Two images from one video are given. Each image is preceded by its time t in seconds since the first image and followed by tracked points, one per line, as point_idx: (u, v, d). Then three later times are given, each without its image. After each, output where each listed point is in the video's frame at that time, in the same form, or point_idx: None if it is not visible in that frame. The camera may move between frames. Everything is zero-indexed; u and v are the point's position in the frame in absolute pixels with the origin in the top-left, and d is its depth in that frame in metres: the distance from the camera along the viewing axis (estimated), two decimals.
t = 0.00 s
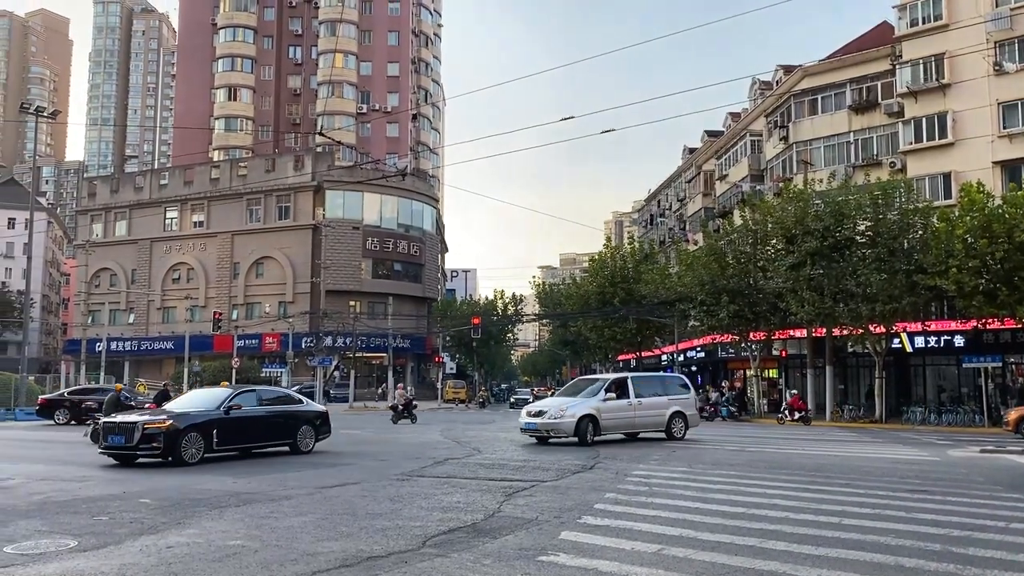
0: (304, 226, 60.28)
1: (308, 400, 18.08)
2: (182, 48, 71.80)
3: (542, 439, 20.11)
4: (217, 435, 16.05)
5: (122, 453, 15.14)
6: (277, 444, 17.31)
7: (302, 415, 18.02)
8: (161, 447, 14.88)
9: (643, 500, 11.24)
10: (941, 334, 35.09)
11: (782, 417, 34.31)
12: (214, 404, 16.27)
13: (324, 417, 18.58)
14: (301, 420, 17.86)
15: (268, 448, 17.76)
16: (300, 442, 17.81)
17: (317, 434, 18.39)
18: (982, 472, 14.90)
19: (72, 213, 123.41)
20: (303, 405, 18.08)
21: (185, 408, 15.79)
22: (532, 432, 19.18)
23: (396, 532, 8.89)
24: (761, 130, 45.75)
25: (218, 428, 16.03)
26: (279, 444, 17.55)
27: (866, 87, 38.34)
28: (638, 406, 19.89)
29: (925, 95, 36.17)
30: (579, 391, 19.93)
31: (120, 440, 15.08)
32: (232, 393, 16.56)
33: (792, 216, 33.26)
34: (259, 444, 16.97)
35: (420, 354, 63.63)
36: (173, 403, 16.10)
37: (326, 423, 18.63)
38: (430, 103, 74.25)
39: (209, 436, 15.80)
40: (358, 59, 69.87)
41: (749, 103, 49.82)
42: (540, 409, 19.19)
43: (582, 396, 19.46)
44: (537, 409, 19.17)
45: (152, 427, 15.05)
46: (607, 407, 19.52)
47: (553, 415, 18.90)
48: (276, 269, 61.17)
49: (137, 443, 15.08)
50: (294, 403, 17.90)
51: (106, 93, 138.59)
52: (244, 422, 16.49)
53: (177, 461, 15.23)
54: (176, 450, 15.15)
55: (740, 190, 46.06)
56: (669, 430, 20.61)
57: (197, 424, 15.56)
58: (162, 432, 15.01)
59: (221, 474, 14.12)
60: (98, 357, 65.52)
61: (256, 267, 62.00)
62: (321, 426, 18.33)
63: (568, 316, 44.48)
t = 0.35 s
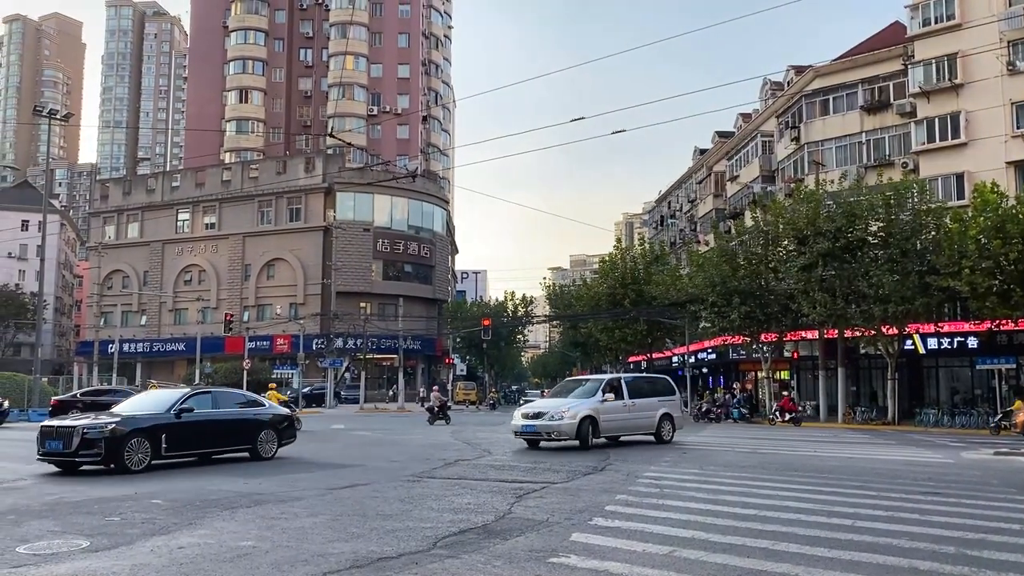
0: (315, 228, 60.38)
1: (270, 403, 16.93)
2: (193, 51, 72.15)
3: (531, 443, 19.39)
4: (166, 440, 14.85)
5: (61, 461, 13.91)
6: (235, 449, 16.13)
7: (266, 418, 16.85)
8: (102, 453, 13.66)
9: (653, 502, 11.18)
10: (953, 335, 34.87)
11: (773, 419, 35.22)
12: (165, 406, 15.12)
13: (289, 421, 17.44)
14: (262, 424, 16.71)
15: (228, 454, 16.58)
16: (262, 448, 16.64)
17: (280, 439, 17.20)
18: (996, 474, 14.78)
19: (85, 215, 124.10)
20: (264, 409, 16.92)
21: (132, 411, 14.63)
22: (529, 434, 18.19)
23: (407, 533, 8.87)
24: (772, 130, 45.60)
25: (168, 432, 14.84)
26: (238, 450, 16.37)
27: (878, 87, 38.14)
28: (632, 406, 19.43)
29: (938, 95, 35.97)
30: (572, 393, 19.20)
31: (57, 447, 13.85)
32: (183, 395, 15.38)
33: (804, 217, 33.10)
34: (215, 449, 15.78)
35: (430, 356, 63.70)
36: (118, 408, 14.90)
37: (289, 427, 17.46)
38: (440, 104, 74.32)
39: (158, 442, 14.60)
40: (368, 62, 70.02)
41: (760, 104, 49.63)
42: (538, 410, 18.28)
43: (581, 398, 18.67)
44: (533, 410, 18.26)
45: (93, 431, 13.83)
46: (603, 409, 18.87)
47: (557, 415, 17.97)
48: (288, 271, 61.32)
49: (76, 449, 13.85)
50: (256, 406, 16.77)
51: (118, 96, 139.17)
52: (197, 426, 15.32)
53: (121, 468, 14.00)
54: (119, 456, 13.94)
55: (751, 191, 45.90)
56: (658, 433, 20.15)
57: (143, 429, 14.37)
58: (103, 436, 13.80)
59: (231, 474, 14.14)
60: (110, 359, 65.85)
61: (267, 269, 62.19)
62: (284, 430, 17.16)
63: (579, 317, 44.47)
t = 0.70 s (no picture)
0: (324, 229, 60.49)
1: (219, 404, 15.71)
2: (203, 53, 72.39)
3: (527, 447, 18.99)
4: (99, 446, 13.50)
5: None
6: (180, 455, 14.85)
7: (213, 421, 15.62)
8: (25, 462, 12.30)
9: (663, 503, 11.16)
10: (965, 335, 34.68)
11: (766, 420, 35.89)
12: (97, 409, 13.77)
13: (239, 424, 16.20)
14: (210, 428, 15.47)
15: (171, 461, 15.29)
16: (208, 454, 15.39)
17: (229, 444, 15.92)
18: (1010, 477, 14.70)
19: (95, 216, 124.70)
20: (212, 412, 15.65)
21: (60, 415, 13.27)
22: (536, 438, 17.61)
23: (416, 534, 8.87)
24: (782, 131, 45.44)
25: (100, 438, 13.50)
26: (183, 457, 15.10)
27: (888, 87, 37.96)
28: (630, 408, 19.12)
29: (948, 94, 35.80)
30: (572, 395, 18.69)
31: None
32: (118, 397, 14.05)
33: (814, 217, 32.93)
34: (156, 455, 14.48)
35: (439, 357, 63.77)
36: (46, 413, 13.56)
37: (241, 430, 16.20)
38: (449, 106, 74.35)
39: (88, 448, 13.27)
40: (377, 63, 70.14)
41: (770, 104, 49.48)
42: (545, 413, 17.71)
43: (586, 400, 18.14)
44: (540, 414, 17.67)
45: (13, 437, 12.41)
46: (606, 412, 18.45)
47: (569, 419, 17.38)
48: (297, 273, 61.44)
49: None
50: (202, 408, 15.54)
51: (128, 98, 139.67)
52: (134, 431, 13.99)
53: (43, 477, 12.61)
54: (42, 465, 12.59)
55: (760, 191, 45.76)
56: (650, 436, 19.88)
57: (71, 434, 13.04)
58: (25, 443, 12.41)
59: (241, 475, 14.18)
60: (120, 360, 66.14)
61: (276, 270, 62.35)
62: (236, 434, 15.91)
63: (589, 319, 44.44)
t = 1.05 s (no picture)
0: (331, 230, 60.58)
1: (153, 406, 14.26)
2: (210, 54, 72.61)
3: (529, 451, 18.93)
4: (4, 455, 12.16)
5: None
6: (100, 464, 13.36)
7: (147, 425, 14.17)
8: None
9: (670, 504, 11.13)
10: (973, 336, 34.56)
11: (759, 419, 36.66)
12: (5, 414, 12.43)
13: (178, 428, 14.74)
14: (142, 432, 14.02)
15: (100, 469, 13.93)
16: (140, 461, 13.95)
17: (162, 450, 14.36)
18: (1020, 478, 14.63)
19: (103, 217, 125.18)
20: (141, 416, 14.08)
21: None
22: (551, 445, 16.45)
23: (423, 534, 8.88)
24: (789, 131, 45.34)
25: (5, 446, 12.14)
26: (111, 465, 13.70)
27: (895, 87, 37.81)
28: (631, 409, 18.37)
29: (956, 94, 35.69)
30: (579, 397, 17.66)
31: None
32: (30, 399, 12.69)
33: (821, 218, 32.85)
34: (71, 464, 13.04)
35: (445, 357, 63.86)
36: None
37: (177, 436, 14.61)
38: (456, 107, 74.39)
39: None
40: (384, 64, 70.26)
41: (777, 104, 49.38)
42: (560, 418, 16.58)
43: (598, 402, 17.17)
44: (555, 418, 16.53)
45: None
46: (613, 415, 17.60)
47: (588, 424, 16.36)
48: (303, 273, 61.56)
49: None
50: (134, 410, 14.11)
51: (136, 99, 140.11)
52: (46, 437, 12.59)
53: None
54: None
55: (767, 192, 45.71)
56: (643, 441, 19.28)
57: None
58: None
59: (248, 476, 14.24)
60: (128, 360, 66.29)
61: (283, 271, 62.47)
62: (169, 442, 14.37)
63: (595, 319, 44.44)
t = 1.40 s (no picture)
0: (336, 229, 60.61)
1: (60, 408, 13.00)
2: (216, 55, 72.74)
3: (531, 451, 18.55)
4: None
5: None
6: None
7: (54, 431, 12.90)
8: None
9: (675, 504, 11.10)
10: (980, 336, 34.45)
11: (756, 418, 36.97)
12: None
13: (93, 435, 13.43)
14: (47, 438, 12.77)
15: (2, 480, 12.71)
16: (44, 470, 12.69)
17: (73, 458, 13.10)
18: None
19: (109, 217, 125.42)
20: (48, 420, 12.85)
21: None
22: (586, 452, 14.91)
23: (429, 534, 8.89)
24: (795, 130, 45.21)
25: None
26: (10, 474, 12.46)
27: (902, 86, 37.69)
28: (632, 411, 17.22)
29: (963, 93, 35.57)
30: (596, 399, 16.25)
31: None
32: None
33: (827, 217, 32.73)
34: None
35: (450, 357, 63.92)
36: None
37: (93, 442, 13.36)
38: (461, 106, 74.39)
39: None
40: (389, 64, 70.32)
41: (783, 103, 49.27)
42: (594, 421, 15.08)
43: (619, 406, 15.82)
44: (588, 422, 15.02)
45: None
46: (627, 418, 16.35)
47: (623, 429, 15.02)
48: (309, 273, 61.65)
49: None
50: (38, 414, 12.88)
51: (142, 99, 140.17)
52: None
53: None
54: None
55: (773, 191, 45.60)
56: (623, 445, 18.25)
57: None
58: None
59: (255, 475, 14.25)
60: (134, 360, 66.44)
61: (289, 271, 62.55)
62: (79, 448, 13.10)
63: (601, 319, 44.39)
